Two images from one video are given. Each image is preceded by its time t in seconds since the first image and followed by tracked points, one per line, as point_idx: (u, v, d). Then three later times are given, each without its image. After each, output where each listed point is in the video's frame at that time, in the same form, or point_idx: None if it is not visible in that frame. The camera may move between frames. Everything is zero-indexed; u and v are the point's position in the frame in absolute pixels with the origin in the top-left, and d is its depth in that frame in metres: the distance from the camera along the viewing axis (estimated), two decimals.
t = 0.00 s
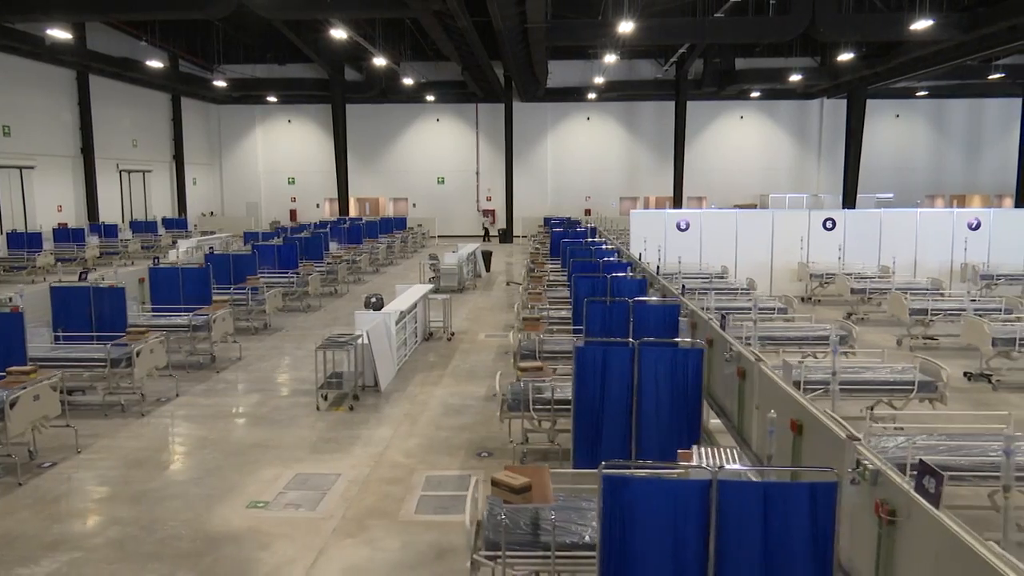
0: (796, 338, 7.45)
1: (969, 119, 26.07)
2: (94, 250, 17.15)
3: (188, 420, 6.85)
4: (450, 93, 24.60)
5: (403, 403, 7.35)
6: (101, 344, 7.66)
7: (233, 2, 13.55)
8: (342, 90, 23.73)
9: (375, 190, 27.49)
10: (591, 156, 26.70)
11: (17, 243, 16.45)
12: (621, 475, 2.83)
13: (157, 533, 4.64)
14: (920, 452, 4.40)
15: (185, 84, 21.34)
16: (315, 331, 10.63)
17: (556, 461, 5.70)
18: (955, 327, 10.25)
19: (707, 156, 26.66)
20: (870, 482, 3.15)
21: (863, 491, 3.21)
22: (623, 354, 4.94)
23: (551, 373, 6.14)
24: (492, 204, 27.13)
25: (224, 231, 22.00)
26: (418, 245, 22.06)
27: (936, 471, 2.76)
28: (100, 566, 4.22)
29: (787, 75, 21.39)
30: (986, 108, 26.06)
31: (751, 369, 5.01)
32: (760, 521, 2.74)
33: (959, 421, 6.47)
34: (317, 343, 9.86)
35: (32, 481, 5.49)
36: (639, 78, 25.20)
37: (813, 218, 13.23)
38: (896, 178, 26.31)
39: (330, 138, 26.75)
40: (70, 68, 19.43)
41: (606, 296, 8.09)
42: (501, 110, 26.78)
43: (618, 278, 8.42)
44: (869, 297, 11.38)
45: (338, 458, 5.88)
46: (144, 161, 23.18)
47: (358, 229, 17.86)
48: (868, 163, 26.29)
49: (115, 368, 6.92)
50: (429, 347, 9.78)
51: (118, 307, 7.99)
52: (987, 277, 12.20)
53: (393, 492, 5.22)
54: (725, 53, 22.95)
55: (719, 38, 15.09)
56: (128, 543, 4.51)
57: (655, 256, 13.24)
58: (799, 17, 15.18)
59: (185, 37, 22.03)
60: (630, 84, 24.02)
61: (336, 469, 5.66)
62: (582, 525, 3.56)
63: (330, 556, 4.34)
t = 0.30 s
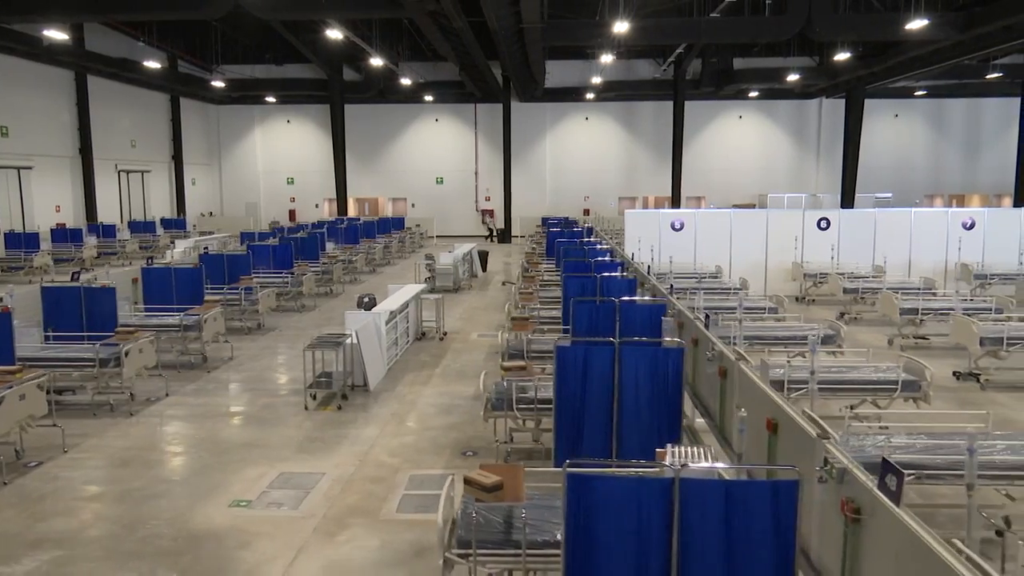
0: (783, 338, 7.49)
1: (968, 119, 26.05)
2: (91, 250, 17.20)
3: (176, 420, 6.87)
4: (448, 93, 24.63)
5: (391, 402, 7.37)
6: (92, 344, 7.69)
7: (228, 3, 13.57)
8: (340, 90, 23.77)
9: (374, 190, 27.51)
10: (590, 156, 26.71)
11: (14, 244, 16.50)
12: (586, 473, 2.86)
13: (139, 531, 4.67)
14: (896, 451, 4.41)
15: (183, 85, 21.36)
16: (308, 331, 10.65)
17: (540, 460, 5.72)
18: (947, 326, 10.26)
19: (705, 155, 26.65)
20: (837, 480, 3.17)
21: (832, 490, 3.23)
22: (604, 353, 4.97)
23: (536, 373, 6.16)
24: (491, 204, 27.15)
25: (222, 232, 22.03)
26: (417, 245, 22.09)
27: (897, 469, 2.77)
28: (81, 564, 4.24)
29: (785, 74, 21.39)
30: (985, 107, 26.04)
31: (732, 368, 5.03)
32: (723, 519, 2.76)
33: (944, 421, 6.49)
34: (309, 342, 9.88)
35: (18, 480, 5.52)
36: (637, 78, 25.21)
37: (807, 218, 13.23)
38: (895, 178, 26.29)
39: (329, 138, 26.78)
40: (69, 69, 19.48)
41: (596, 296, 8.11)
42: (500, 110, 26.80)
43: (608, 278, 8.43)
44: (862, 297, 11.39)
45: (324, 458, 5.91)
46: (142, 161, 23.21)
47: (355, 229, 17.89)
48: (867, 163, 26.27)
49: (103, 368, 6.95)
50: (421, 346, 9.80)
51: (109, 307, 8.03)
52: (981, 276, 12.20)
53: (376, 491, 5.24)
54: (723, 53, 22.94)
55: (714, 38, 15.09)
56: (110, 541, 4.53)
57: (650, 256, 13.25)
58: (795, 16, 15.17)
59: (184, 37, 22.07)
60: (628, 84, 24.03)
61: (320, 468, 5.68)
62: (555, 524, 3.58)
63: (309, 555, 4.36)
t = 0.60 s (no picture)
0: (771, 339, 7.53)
1: (967, 119, 26.02)
2: (89, 250, 17.26)
3: (164, 419, 6.91)
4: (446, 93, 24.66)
5: (380, 401, 7.41)
6: (82, 343, 7.73)
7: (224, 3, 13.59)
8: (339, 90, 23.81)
9: (373, 190, 27.55)
10: (589, 156, 26.72)
11: (12, 244, 16.55)
12: (551, 472, 2.88)
13: (120, 530, 4.69)
14: (872, 448, 4.43)
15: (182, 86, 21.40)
16: (301, 330, 10.69)
17: (523, 459, 5.75)
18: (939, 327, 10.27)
19: (704, 155, 26.67)
20: (804, 478, 3.19)
21: (800, 488, 3.24)
22: (585, 352, 4.97)
23: (520, 373, 6.18)
24: (490, 204, 27.22)
25: (220, 232, 22.08)
26: (415, 245, 22.12)
27: (859, 467, 2.79)
28: (61, 562, 4.28)
29: (783, 75, 21.39)
30: (984, 107, 26.02)
31: (712, 367, 5.05)
32: (685, 517, 2.78)
33: (928, 420, 6.51)
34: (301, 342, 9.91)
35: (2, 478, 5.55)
36: (636, 78, 25.22)
37: (801, 218, 13.24)
38: (894, 178, 26.29)
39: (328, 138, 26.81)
40: (67, 69, 19.51)
41: (585, 296, 8.13)
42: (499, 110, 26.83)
43: (598, 278, 8.44)
44: (854, 297, 11.39)
45: (309, 457, 5.94)
46: (141, 162, 23.27)
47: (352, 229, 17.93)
48: (865, 163, 26.28)
49: (92, 367, 6.97)
50: (413, 346, 9.83)
51: (100, 306, 8.07)
52: (974, 277, 12.20)
53: (359, 489, 5.27)
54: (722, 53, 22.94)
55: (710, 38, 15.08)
56: (91, 540, 4.56)
57: (644, 256, 13.28)
58: (791, 16, 15.17)
59: (183, 37, 22.10)
60: (627, 84, 24.04)
61: (305, 467, 5.71)
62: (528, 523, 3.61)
63: (288, 553, 4.40)
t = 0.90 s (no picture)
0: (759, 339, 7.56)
1: (965, 119, 26.02)
2: (85, 250, 17.31)
3: (152, 419, 6.92)
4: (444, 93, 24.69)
5: (368, 401, 7.43)
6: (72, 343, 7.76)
7: (218, 4, 13.61)
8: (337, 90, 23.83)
9: (371, 190, 27.59)
10: (586, 156, 26.74)
11: (8, 244, 16.60)
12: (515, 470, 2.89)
13: (102, 529, 4.71)
14: (849, 446, 4.43)
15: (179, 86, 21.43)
16: (293, 330, 10.71)
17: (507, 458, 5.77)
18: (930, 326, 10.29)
19: (702, 155, 26.69)
20: (771, 477, 3.20)
21: (767, 487, 3.26)
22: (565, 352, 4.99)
23: (504, 373, 6.20)
24: (488, 204, 27.28)
25: (218, 232, 22.11)
26: (412, 245, 22.14)
27: (820, 465, 2.80)
28: (40, 561, 4.30)
29: (780, 75, 21.40)
30: (982, 107, 26.02)
31: (692, 367, 5.07)
32: (647, 515, 2.79)
33: (913, 419, 6.52)
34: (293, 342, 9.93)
35: None
36: (633, 78, 25.23)
37: (795, 217, 13.25)
38: (892, 178, 26.29)
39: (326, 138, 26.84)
40: (64, 70, 19.53)
41: (574, 295, 8.15)
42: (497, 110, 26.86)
43: (587, 278, 8.46)
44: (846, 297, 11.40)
45: (293, 456, 5.96)
46: (139, 162, 23.30)
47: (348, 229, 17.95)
48: (863, 162, 26.28)
49: (80, 367, 6.99)
50: (404, 346, 9.84)
51: (90, 306, 8.10)
52: (967, 276, 12.21)
53: (341, 489, 5.29)
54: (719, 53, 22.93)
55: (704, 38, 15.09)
56: (72, 539, 4.58)
57: (638, 256, 13.30)
58: (786, 16, 15.17)
59: (180, 38, 22.13)
60: (624, 84, 24.06)
61: (289, 466, 5.72)
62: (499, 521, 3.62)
63: (267, 551, 4.42)
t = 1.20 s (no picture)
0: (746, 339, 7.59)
1: (963, 119, 26.02)
2: (82, 250, 17.36)
3: (139, 417, 6.95)
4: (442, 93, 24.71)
5: (355, 400, 7.45)
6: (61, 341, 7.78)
7: (213, 4, 13.62)
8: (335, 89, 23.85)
9: (369, 190, 27.62)
10: (585, 156, 26.75)
11: (5, 244, 16.67)
12: (479, 468, 2.90)
13: (82, 526, 4.74)
14: (826, 444, 4.44)
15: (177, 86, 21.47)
16: (286, 330, 10.73)
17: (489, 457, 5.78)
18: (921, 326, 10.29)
19: (700, 156, 26.71)
20: (738, 474, 3.22)
21: (734, 484, 3.28)
22: (545, 351, 5.02)
23: (488, 371, 6.21)
24: (486, 204, 27.31)
25: (216, 232, 22.16)
26: (409, 245, 22.16)
27: (781, 465, 2.82)
28: (19, 558, 4.32)
29: (777, 75, 21.39)
30: (981, 107, 26.01)
31: (672, 366, 5.11)
32: (610, 513, 2.81)
33: (897, 418, 6.54)
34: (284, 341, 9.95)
35: None
36: (631, 78, 25.25)
37: (788, 217, 13.25)
38: (890, 177, 26.28)
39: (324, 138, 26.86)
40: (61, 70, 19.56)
41: (562, 295, 8.17)
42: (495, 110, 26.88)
43: (577, 277, 8.48)
44: (839, 296, 11.41)
45: (278, 454, 5.98)
46: (138, 162, 23.34)
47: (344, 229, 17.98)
48: (861, 162, 26.29)
49: (68, 366, 7.02)
50: (395, 345, 9.86)
51: (79, 305, 8.13)
52: (960, 276, 12.22)
53: (323, 487, 5.31)
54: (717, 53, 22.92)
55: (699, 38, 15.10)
56: (53, 536, 4.60)
57: (632, 256, 13.33)
58: (781, 16, 15.18)
59: (178, 38, 22.16)
60: (621, 84, 24.07)
61: (273, 464, 5.74)
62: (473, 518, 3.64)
63: (246, 548, 4.44)
